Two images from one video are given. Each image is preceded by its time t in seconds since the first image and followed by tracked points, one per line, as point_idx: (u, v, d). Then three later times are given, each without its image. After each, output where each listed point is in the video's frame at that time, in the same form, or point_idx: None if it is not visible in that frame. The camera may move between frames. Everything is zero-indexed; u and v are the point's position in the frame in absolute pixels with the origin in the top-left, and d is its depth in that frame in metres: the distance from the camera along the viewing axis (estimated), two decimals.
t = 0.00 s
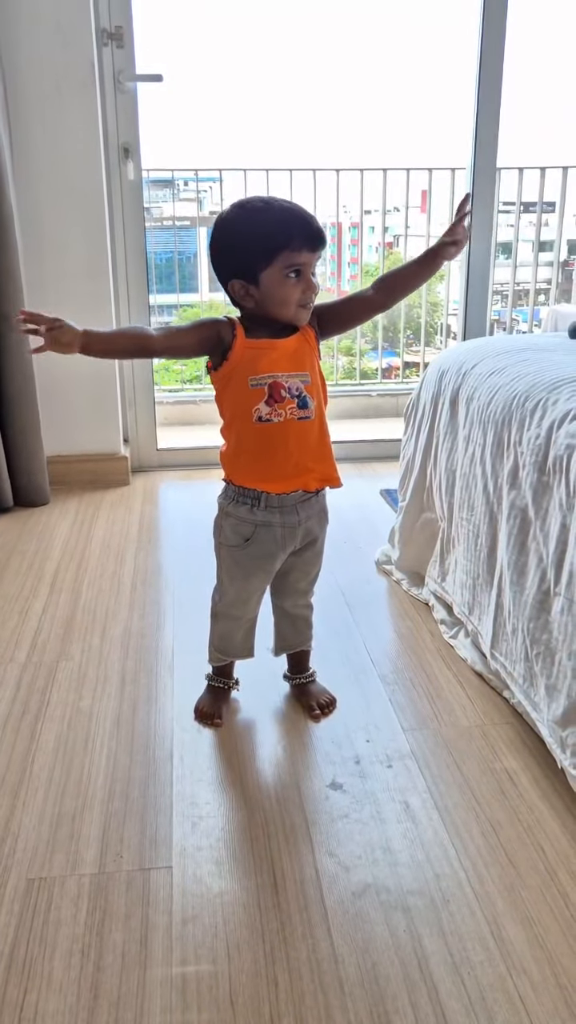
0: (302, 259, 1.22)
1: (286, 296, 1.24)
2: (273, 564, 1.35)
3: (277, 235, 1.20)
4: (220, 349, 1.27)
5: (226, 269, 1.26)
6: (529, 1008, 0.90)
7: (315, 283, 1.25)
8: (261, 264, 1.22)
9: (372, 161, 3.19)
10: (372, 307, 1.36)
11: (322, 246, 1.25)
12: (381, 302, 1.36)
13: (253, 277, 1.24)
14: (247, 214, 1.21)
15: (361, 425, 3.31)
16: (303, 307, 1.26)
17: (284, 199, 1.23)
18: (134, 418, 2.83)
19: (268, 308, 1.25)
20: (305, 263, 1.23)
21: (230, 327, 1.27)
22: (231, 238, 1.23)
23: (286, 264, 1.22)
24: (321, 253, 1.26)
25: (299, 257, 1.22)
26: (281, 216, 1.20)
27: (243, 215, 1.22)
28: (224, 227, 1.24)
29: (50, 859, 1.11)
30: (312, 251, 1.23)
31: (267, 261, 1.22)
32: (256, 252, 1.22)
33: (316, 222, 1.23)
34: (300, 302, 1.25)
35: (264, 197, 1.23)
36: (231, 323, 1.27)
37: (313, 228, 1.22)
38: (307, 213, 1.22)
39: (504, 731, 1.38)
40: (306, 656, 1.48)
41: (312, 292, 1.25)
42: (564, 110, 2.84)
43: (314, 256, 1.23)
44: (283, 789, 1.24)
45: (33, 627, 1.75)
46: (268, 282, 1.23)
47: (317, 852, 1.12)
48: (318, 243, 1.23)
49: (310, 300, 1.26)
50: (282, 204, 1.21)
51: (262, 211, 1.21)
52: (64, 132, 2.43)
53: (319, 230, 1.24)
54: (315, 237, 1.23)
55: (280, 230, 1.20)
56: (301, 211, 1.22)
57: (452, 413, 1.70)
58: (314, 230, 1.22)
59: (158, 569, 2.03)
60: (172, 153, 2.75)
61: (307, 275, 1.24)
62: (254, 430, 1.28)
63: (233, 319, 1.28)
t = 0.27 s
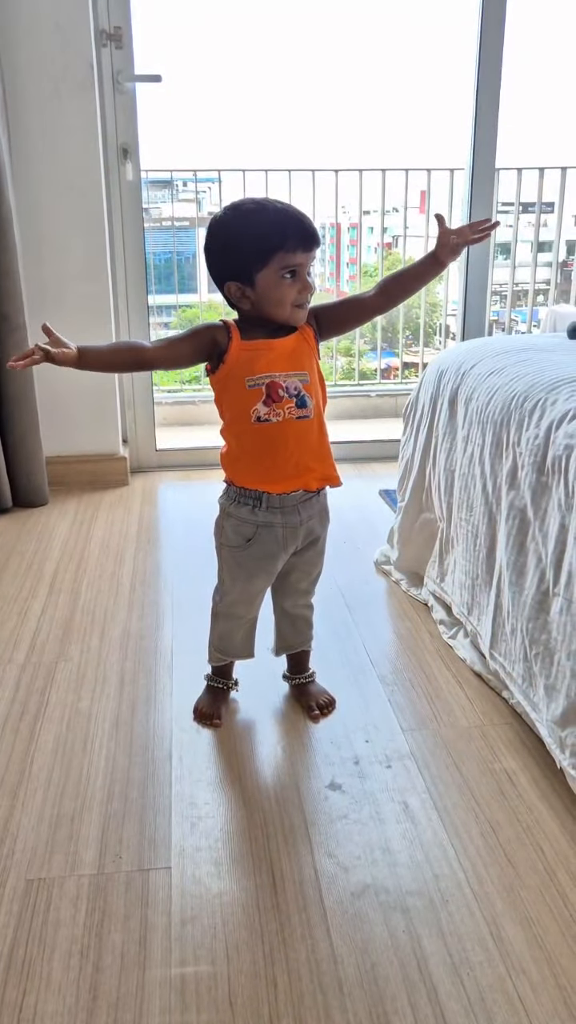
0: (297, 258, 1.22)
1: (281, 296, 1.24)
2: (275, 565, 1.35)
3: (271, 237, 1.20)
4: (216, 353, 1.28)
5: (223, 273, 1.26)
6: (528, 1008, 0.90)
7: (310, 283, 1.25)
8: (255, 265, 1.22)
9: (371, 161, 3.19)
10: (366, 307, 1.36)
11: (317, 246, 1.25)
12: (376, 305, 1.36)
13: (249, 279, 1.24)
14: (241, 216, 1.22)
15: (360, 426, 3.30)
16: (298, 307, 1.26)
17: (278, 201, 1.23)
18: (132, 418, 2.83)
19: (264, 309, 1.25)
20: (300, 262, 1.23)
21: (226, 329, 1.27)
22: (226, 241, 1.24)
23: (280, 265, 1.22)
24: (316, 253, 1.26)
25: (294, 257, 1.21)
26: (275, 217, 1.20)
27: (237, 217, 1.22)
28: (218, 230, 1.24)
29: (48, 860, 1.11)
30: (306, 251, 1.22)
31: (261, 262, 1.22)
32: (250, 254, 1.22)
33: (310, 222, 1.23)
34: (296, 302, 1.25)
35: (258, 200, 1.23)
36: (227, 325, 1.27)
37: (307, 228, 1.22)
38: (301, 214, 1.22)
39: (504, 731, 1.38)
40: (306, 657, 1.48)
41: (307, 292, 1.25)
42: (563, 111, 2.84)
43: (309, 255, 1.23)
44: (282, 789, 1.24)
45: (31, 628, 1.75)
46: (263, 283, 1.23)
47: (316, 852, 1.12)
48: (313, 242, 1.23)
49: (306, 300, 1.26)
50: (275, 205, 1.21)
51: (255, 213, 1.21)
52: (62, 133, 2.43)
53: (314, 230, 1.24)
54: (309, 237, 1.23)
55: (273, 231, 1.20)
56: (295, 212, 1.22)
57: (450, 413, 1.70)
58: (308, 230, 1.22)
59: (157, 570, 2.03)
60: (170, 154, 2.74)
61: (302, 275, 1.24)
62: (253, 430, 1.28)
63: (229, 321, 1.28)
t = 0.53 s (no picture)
0: (289, 258, 1.21)
1: (274, 296, 1.23)
2: (270, 566, 1.35)
3: (262, 237, 1.20)
4: (214, 354, 1.28)
5: (219, 274, 1.27)
6: (528, 1008, 0.90)
7: (305, 282, 1.25)
8: (248, 265, 1.22)
9: (370, 162, 3.19)
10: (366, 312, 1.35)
11: (312, 245, 1.24)
12: (374, 306, 1.34)
13: (243, 279, 1.24)
14: (234, 216, 1.22)
15: (360, 426, 3.31)
16: (292, 306, 1.25)
17: (272, 201, 1.23)
18: (131, 419, 2.83)
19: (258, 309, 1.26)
20: (293, 262, 1.22)
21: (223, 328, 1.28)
22: (220, 241, 1.24)
23: (272, 265, 1.21)
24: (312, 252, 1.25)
25: (286, 257, 1.21)
26: (267, 217, 1.20)
27: (230, 217, 1.22)
28: (213, 230, 1.25)
29: (48, 860, 1.11)
30: (299, 250, 1.22)
31: (254, 262, 1.22)
32: (242, 254, 1.22)
33: (304, 221, 1.23)
34: (290, 302, 1.25)
35: (252, 200, 1.23)
36: (225, 325, 1.28)
37: (300, 227, 1.22)
38: (294, 213, 1.22)
39: (503, 732, 1.38)
40: (304, 658, 1.48)
41: (300, 291, 1.24)
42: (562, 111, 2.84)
43: (302, 255, 1.23)
44: (281, 790, 1.24)
45: (31, 629, 1.74)
46: (256, 283, 1.23)
47: (315, 852, 1.12)
48: (306, 241, 1.22)
49: (301, 300, 1.25)
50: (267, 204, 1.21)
51: (248, 213, 1.21)
52: (61, 133, 2.43)
53: (308, 229, 1.23)
54: (303, 236, 1.22)
55: (265, 231, 1.20)
56: (288, 211, 1.21)
57: (449, 413, 1.70)
58: (300, 229, 1.21)
59: (156, 570, 2.03)
60: (170, 154, 2.74)
61: (296, 274, 1.23)
62: (246, 430, 1.29)
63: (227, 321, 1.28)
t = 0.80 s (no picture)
0: (288, 257, 1.21)
1: (274, 296, 1.23)
2: (267, 567, 1.35)
3: (260, 236, 1.20)
4: (214, 354, 1.28)
5: (219, 274, 1.27)
6: (527, 1008, 0.90)
7: (305, 282, 1.24)
8: (247, 265, 1.23)
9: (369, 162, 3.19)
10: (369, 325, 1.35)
11: (311, 245, 1.24)
12: (383, 322, 1.35)
13: (242, 279, 1.24)
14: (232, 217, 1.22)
15: (359, 426, 3.31)
16: (292, 307, 1.25)
17: (270, 201, 1.23)
18: (131, 419, 2.83)
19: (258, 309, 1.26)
20: (292, 261, 1.22)
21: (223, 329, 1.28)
22: (219, 242, 1.24)
23: (271, 265, 1.21)
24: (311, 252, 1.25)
25: (284, 256, 1.21)
26: (264, 217, 1.20)
27: (228, 219, 1.23)
28: (212, 232, 1.25)
29: (47, 861, 1.11)
30: (298, 250, 1.22)
31: (252, 262, 1.22)
32: (241, 254, 1.22)
33: (303, 221, 1.23)
34: (289, 302, 1.24)
35: (250, 200, 1.23)
36: (225, 326, 1.28)
37: (299, 227, 1.22)
38: (292, 213, 1.22)
39: (503, 732, 1.38)
40: (303, 658, 1.48)
41: (300, 291, 1.24)
42: (561, 110, 2.84)
43: (301, 254, 1.23)
44: (281, 791, 1.24)
45: (30, 629, 1.74)
46: (256, 283, 1.23)
47: (315, 852, 1.12)
48: (305, 241, 1.22)
49: (301, 300, 1.25)
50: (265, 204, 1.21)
51: (246, 213, 1.21)
52: (60, 134, 2.43)
53: (307, 229, 1.23)
54: (301, 236, 1.22)
55: (262, 231, 1.20)
56: (286, 211, 1.21)
57: (448, 414, 1.70)
58: (299, 229, 1.21)
59: (155, 570, 2.03)
60: (168, 155, 2.74)
61: (295, 274, 1.23)
62: (242, 432, 1.29)
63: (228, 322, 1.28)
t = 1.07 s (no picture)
0: (294, 256, 1.22)
1: (281, 294, 1.24)
2: (265, 567, 1.35)
3: (264, 236, 1.20)
4: (218, 354, 1.28)
5: (222, 275, 1.27)
6: (527, 1008, 0.90)
7: (311, 280, 1.25)
8: (252, 265, 1.23)
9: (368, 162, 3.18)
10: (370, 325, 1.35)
11: (315, 243, 1.24)
12: (384, 323, 1.35)
13: (247, 279, 1.24)
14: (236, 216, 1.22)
15: (358, 426, 3.31)
16: (299, 305, 1.26)
17: (273, 200, 1.23)
18: (130, 419, 2.83)
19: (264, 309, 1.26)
20: (297, 260, 1.22)
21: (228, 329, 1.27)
22: (222, 243, 1.24)
23: (277, 263, 1.22)
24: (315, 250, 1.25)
25: (290, 254, 1.21)
26: (269, 215, 1.20)
27: (231, 218, 1.23)
28: (215, 232, 1.25)
29: (47, 861, 1.11)
30: (303, 248, 1.22)
31: (258, 261, 1.22)
32: (246, 254, 1.22)
33: (306, 219, 1.23)
34: (297, 300, 1.25)
35: (253, 200, 1.23)
36: (229, 325, 1.28)
37: (303, 226, 1.22)
38: (296, 211, 1.22)
39: (502, 732, 1.38)
40: (302, 659, 1.48)
41: (307, 289, 1.24)
42: (561, 110, 2.84)
43: (306, 253, 1.23)
44: (280, 791, 1.24)
45: (29, 630, 1.74)
46: (262, 282, 1.23)
47: (314, 852, 1.12)
48: (310, 239, 1.23)
49: (307, 298, 1.26)
50: (269, 203, 1.21)
51: (249, 212, 1.21)
52: (59, 135, 2.43)
53: (311, 227, 1.23)
54: (306, 235, 1.22)
55: (267, 230, 1.20)
56: (290, 210, 1.22)
57: (448, 414, 1.70)
58: (303, 227, 1.22)
59: (155, 571, 2.03)
60: (168, 156, 2.74)
61: (301, 272, 1.23)
62: (247, 433, 1.29)
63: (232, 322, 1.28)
